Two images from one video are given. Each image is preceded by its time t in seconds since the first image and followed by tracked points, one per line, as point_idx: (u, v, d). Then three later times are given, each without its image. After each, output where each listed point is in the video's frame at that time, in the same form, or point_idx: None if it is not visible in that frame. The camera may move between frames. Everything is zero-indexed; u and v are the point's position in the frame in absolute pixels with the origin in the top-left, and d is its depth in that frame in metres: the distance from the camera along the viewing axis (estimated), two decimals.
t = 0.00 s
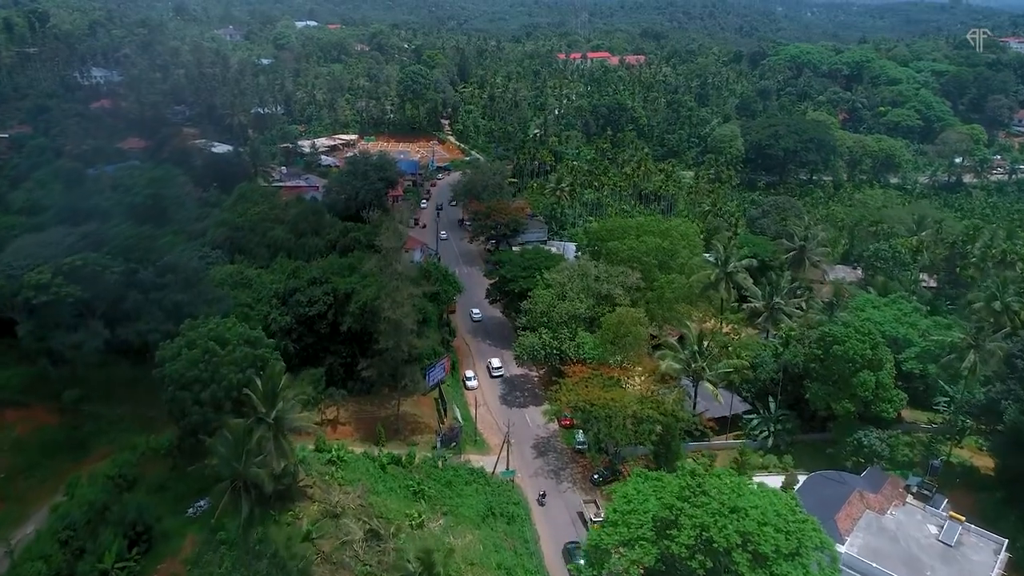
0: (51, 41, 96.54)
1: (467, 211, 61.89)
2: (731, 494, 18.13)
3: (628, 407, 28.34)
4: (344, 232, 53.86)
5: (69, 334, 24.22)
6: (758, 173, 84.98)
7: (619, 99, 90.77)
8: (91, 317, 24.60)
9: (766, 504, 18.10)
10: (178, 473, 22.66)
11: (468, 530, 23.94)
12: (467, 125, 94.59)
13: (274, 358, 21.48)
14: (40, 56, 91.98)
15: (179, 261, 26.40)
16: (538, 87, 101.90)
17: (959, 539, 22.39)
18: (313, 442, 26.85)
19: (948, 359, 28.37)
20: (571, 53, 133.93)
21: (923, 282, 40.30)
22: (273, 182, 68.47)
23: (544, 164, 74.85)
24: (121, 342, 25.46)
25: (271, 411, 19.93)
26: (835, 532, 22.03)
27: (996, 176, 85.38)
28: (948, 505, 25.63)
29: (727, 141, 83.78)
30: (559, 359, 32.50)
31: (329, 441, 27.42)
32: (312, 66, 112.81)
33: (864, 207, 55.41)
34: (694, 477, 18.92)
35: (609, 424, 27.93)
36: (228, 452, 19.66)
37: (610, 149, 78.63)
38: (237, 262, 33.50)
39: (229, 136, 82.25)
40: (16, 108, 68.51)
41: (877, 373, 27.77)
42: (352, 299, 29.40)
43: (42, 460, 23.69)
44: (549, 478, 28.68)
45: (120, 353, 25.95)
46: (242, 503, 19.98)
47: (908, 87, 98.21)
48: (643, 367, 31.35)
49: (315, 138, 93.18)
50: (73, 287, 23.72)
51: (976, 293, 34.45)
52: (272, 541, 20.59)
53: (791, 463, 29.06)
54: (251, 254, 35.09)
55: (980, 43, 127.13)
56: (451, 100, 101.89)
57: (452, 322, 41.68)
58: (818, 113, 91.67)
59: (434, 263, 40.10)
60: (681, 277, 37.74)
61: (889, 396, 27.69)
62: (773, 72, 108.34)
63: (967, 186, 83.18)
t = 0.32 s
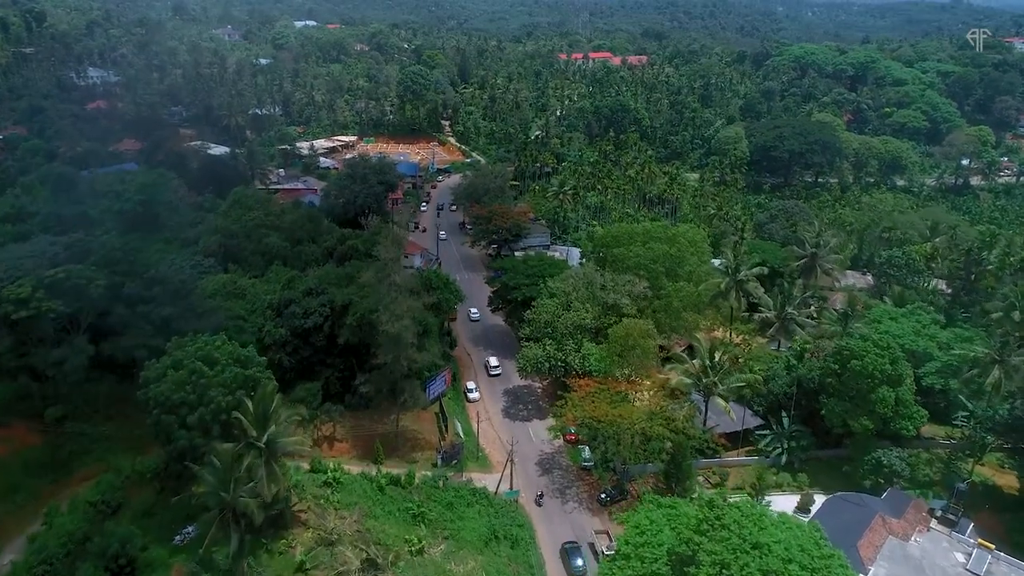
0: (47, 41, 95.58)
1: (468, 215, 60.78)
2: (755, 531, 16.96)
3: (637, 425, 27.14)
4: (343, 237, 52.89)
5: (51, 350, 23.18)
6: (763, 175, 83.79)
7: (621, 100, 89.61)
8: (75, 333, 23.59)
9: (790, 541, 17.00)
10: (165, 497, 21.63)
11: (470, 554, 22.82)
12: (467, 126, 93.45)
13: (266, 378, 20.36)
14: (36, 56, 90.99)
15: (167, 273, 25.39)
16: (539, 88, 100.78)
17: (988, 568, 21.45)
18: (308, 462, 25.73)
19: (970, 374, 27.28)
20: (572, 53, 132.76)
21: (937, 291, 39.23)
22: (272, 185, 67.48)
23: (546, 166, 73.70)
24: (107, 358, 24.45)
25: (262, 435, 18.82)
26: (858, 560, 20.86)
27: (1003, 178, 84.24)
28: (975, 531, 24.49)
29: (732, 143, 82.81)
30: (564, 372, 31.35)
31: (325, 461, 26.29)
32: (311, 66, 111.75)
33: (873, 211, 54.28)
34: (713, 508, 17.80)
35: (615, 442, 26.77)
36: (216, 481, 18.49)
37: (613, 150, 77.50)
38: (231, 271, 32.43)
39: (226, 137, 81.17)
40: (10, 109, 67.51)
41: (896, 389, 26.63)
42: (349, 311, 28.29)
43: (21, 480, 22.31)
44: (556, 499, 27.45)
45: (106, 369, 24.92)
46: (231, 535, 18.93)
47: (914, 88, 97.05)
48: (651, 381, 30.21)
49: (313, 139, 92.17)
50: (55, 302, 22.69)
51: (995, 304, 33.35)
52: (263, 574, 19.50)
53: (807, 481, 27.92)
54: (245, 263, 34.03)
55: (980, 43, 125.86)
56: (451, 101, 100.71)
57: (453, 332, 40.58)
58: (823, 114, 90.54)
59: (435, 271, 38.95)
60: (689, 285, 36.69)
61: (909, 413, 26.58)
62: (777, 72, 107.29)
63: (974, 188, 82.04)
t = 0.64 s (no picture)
0: (43, 41, 94.30)
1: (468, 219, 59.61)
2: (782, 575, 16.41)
3: (647, 445, 25.87)
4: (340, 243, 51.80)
5: (31, 368, 22.07)
6: (768, 177, 82.54)
7: (624, 101, 88.36)
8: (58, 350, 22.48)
9: None
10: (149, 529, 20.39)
11: None
12: (467, 127, 92.22)
13: (255, 402, 19.47)
14: (31, 56, 89.71)
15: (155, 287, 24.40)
16: (540, 89, 99.57)
17: None
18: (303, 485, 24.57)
19: (996, 391, 26.11)
20: (574, 53, 131.49)
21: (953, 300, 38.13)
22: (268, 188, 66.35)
23: (548, 168, 72.53)
24: (92, 375, 23.36)
25: (252, 463, 17.80)
26: None
27: (1012, 181, 82.97)
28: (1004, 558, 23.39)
29: (736, 145, 81.66)
30: (571, 387, 30.20)
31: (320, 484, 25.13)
32: (310, 66, 110.49)
33: (883, 215, 53.07)
34: (736, 549, 17.23)
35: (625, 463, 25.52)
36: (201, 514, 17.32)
37: (616, 152, 76.33)
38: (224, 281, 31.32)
39: (223, 138, 79.98)
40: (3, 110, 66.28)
41: (919, 407, 25.47)
42: (346, 325, 27.12)
43: None
44: (562, 522, 26.18)
45: (92, 388, 23.67)
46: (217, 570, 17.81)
47: (920, 89, 95.82)
48: (662, 396, 29.08)
49: (312, 140, 91.02)
50: (35, 317, 21.65)
51: (1017, 315, 32.16)
52: None
53: (824, 502, 26.72)
54: (239, 273, 32.89)
55: (985, 43, 124.56)
56: (452, 102, 99.49)
57: (453, 339, 39.58)
58: (829, 115, 89.27)
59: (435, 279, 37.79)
60: (699, 295, 35.57)
61: (932, 433, 25.45)
62: (781, 72, 105.97)
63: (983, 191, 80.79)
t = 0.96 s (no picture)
0: (38, 41, 92.86)
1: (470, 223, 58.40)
2: None
3: (658, 468, 24.62)
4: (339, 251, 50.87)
5: (9, 389, 20.85)
6: (773, 179, 81.27)
7: (627, 102, 87.02)
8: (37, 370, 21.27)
9: None
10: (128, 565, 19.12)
11: None
12: (468, 129, 90.94)
13: (244, 429, 18.56)
14: (26, 56, 88.36)
15: (141, 301, 23.24)
16: (542, 90, 98.20)
17: None
18: (297, 513, 23.34)
19: None
20: (575, 53, 130.18)
21: (970, 310, 36.94)
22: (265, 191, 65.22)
23: (550, 171, 71.25)
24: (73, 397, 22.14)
25: (238, 498, 16.58)
26: None
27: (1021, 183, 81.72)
28: None
29: (741, 147, 80.44)
30: (577, 403, 29.12)
31: (315, 512, 23.93)
32: (309, 66, 109.10)
33: (895, 221, 51.83)
34: None
35: (636, 487, 24.26)
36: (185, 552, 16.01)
37: (620, 154, 75.13)
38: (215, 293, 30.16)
39: (220, 140, 78.70)
40: None
41: (945, 429, 24.23)
42: (343, 340, 25.85)
43: None
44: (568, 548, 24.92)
45: (76, 408, 22.41)
46: None
47: (927, 90, 94.59)
48: (673, 414, 27.94)
49: (311, 142, 89.72)
50: (12, 337, 20.46)
51: None
52: None
53: (842, 527, 25.50)
54: (232, 283, 31.73)
55: (991, 44, 123.29)
56: (452, 102, 98.20)
57: (454, 349, 38.39)
58: (835, 116, 87.99)
59: (436, 288, 36.57)
60: (709, 306, 34.48)
61: (959, 455, 24.23)
62: (786, 73, 104.65)
63: (991, 193, 79.55)
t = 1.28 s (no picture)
0: (34, 40, 91.65)
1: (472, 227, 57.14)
2: None
3: (673, 493, 23.34)
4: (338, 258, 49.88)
5: None
6: (779, 182, 80.09)
7: (631, 103, 85.78)
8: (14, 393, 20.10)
9: None
10: None
11: None
12: (469, 130, 89.64)
13: (229, 464, 18.30)
14: (21, 56, 87.16)
15: (125, 319, 22.18)
16: (543, 91, 96.94)
17: None
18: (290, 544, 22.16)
19: None
20: (577, 53, 128.77)
21: (989, 322, 35.68)
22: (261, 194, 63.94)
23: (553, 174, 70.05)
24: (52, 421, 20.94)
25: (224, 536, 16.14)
26: None
27: None
28: None
29: (746, 150, 79.28)
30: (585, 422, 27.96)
31: (309, 542, 22.72)
32: (307, 66, 107.82)
33: (907, 227, 50.59)
34: None
35: (650, 515, 22.97)
36: None
37: (623, 157, 73.79)
38: (207, 306, 29.03)
39: (217, 142, 77.56)
40: None
41: (976, 453, 22.95)
42: (339, 358, 24.58)
43: None
44: None
45: (57, 433, 21.18)
46: None
47: (934, 91, 93.27)
48: (687, 435, 26.69)
49: (309, 144, 88.48)
50: None
51: None
52: None
53: (865, 555, 24.20)
54: (224, 295, 30.61)
55: (997, 45, 121.94)
56: (453, 103, 96.91)
57: (457, 361, 37.15)
58: (841, 118, 86.69)
59: (437, 298, 35.31)
60: (721, 318, 33.21)
61: (991, 481, 22.93)
62: (791, 73, 103.22)
63: (1001, 196, 78.27)
